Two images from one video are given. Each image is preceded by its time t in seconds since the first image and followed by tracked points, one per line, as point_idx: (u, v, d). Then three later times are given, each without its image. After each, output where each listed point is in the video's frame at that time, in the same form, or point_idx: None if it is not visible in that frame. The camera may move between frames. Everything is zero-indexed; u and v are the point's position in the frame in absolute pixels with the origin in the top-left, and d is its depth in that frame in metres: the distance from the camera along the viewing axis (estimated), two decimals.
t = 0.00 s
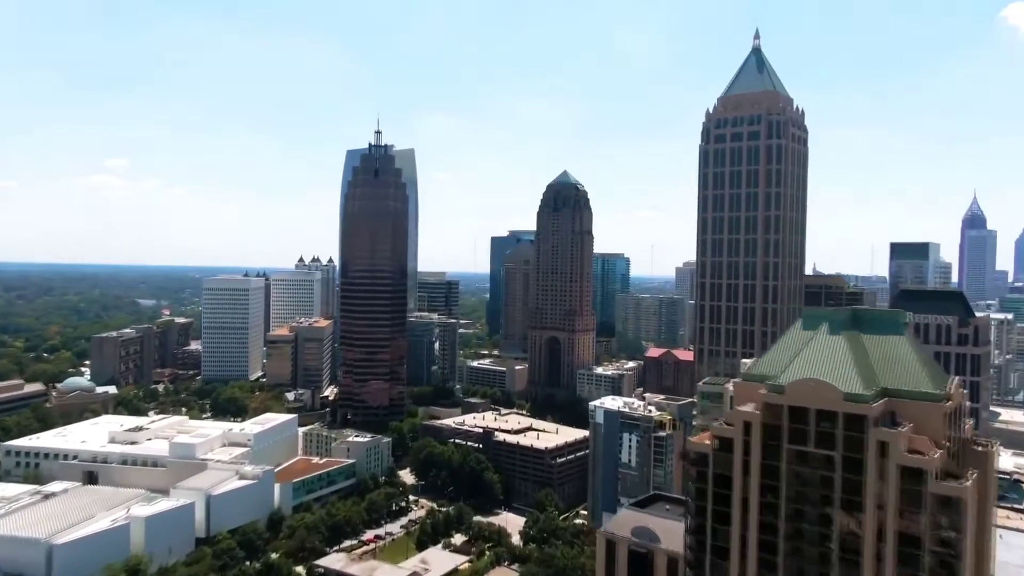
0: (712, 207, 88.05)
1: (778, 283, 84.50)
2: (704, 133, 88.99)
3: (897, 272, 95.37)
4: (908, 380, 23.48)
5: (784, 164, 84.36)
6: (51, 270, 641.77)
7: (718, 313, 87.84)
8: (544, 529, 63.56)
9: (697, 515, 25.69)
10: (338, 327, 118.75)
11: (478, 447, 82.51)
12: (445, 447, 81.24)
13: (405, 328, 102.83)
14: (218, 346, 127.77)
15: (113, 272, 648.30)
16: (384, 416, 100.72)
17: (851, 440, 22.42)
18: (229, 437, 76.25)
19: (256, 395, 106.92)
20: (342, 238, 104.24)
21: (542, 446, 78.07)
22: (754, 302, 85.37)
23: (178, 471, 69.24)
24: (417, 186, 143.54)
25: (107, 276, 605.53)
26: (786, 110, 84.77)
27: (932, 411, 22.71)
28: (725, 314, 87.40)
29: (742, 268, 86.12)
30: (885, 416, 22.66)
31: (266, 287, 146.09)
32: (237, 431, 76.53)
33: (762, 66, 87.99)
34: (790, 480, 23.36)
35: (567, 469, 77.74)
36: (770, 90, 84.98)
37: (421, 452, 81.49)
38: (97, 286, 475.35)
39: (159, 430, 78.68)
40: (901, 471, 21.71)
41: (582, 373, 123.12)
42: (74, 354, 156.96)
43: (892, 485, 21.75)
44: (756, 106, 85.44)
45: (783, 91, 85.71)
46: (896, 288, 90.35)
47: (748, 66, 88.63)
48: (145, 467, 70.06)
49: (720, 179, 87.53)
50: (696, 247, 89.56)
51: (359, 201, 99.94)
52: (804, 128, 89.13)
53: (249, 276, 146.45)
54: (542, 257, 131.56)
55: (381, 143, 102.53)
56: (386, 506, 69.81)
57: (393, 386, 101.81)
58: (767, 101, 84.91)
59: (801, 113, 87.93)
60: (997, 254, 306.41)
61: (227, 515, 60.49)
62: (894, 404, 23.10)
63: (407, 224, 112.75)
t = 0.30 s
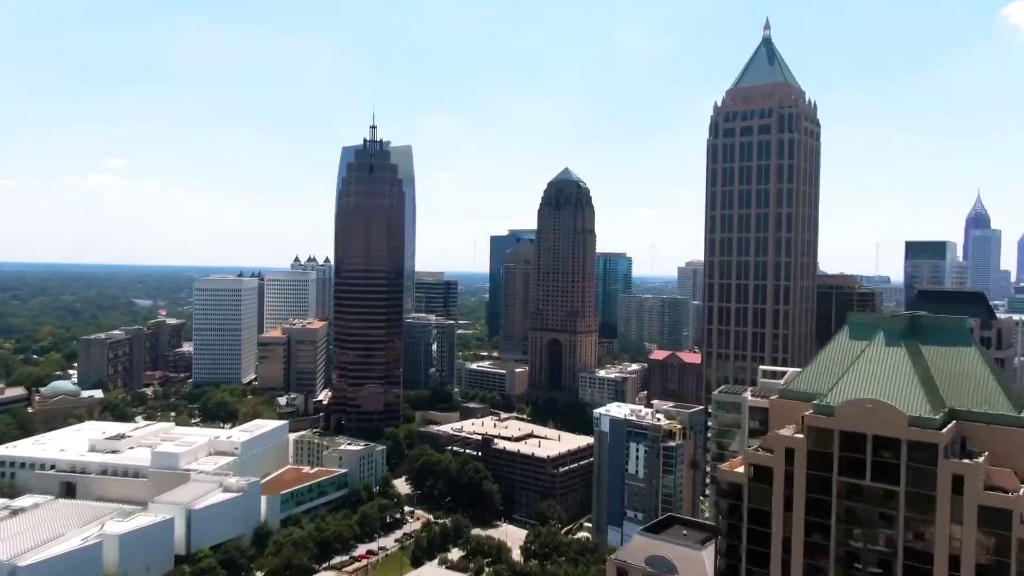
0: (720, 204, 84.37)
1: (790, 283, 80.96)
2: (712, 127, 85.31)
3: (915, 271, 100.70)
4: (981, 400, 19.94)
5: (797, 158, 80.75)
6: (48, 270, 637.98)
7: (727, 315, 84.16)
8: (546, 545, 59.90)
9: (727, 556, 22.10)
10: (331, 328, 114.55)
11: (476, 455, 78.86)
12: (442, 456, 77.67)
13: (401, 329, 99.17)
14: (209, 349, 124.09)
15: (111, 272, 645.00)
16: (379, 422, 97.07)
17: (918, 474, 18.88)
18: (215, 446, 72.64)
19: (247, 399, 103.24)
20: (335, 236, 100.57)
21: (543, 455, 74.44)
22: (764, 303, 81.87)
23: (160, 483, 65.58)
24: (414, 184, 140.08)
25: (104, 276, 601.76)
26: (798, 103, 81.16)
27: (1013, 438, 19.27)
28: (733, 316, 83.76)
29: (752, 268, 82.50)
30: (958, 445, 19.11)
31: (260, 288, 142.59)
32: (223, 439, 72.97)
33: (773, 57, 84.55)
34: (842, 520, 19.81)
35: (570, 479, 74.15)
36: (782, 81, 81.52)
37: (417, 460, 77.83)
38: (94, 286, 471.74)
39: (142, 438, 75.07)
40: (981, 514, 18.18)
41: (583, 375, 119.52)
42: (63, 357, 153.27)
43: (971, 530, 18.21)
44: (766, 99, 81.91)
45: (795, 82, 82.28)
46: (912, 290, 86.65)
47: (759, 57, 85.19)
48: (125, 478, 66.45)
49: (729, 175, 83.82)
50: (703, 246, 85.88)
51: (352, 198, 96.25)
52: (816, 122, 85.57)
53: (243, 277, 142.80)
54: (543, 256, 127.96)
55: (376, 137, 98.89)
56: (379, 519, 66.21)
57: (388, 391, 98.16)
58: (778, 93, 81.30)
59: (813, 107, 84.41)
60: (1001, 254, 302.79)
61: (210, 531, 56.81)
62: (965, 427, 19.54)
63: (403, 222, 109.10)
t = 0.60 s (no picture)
0: (729, 201, 80.78)
1: (804, 284, 77.38)
2: (721, 121, 81.80)
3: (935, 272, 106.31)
4: None
5: (810, 154, 77.20)
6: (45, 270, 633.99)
7: (737, 317, 80.53)
8: (548, 561, 56.31)
9: None
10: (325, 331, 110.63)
11: (475, 464, 75.25)
12: (439, 465, 74.10)
13: (397, 331, 95.52)
14: (200, 352, 120.24)
15: (108, 272, 641.77)
16: (373, 427, 93.46)
17: (1005, 520, 17.20)
18: (200, 454, 69.05)
19: (237, 404, 99.66)
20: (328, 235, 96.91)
21: (546, 464, 70.95)
22: (777, 304, 78.27)
23: (141, 494, 62.05)
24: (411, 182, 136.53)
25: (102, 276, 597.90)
26: (812, 95, 77.60)
27: None
28: (744, 318, 80.13)
29: (764, 268, 78.89)
30: None
31: (253, 289, 138.79)
32: (208, 448, 69.33)
33: (784, 48, 81.04)
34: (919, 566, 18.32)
35: (573, 490, 70.52)
36: (794, 73, 78.02)
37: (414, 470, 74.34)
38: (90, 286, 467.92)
39: (124, 447, 71.49)
40: None
41: (586, 379, 116.01)
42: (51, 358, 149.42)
43: None
44: (778, 92, 78.45)
45: (808, 74, 78.78)
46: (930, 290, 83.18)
47: (769, 49, 81.67)
48: (104, 490, 62.87)
49: (738, 171, 80.24)
50: (712, 245, 82.29)
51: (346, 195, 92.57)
52: (830, 116, 82.03)
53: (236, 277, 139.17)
54: (544, 255, 124.28)
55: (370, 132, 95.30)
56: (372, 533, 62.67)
57: (384, 395, 94.57)
58: (791, 85, 77.96)
59: (827, 100, 80.97)
60: (1006, 254, 299.24)
61: (190, 548, 53.19)
62: None
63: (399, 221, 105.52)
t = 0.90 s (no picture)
0: (741, 197, 76.95)
1: (819, 284, 73.48)
2: (731, 114, 78.05)
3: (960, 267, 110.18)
4: None
5: (825, 147, 73.33)
6: (43, 270, 630.28)
7: (748, 319, 76.77)
8: None
9: None
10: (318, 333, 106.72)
11: (473, 474, 71.41)
12: (435, 475, 70.24)
13: (392, 334, 91.62)
14: (190, 355, 116.57)
15: (106, 272, 637.90)
16: (366, 433, 89.43)
17: None
18: (181, 465, 65.21)
19: (226, 409, 95.79)
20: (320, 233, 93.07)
21: (548, 475, 67.14)
22: (790, 305, 74.42)
23: (116, 510, 58.14)
24: (407, 179, 132.96)
25: (99, 276, 594.12)
26: (827, 85, 73.82)
27: None
28: (756, 320, 76.30)
29: (777, 267, 75.04)
30: None
31: (246, 289, 135.17)
32: (190, 459, 65.47)
33: (797, 38, 77.37)
34: None
35: (577, 503, 66.56)
36: (807, 64, 74.49)
37: (409, 481, 70.57)
38: (87, 287, 463.95)
39: (102, 456, 67.68)
40: None
41: (588, 383, 112.26)
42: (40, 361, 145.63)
43: None
44: (791, 83, 74.80)
45: (822, 65, 75.12)
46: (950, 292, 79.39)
47: (781, 39, 78.08)
48: (77, 505, 59.06)
49: (750, 166, 76.43)
50: (722, 244, 78.56)
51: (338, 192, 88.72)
52: (846, 109, 78.25)
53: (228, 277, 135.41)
54: (545, 254, 120.49)
55: (364, 127, 91.52)
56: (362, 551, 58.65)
57: (377, 401, 90.60)
58: (805, 76, 74.24)
59: (842, 91, 77.17)
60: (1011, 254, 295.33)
61: (163, 570, 49.20)
62: None
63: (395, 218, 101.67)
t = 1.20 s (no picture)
0: (754, 193, 72.83)
1: (837, 285, 69.27)
2: (744, 105, 74.02)
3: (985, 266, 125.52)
4: None
5: (845, 140, 69.14)
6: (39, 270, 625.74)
7: (762, 322, 72.62)
8: None
9: None
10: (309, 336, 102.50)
11: (471, 487, 67.26)
12: (430, 488, 66.08)
13: (387, 336, 87.36)
14: (179, 356, 112.43)
15: (102, 271, 633.28)
16: (358, 441, 85.25)
17: None
18: (158, 479, 60.96)
19: (213, 415, 91.55)
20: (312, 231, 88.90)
21: (551, 489, 62.94)
22: (807, 307, 70.23)
23: (85, 529, 53.91)
24: (404, 176, 128.90)
25: (95, 276, 589.67)
26: (846, 74, 69.73)
27: None
28: (770, 323, 72.17)
29: (793, 267, 70.85)
30: None
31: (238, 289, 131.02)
32: (168, 472, 61.24)
33: (814, 25, 73.34)
34: None
35: (582, 517, 62.53)
36: (824, 52, 70.49)
37: (403, 495, 66.37)
38: (82, 286, 459.59)
39: (75, 468, 63.40)
40: None
41: (591, 387, 108.08)
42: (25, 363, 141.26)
43: None
44: (808, 72, 70.72)
45: (841, 53, 71.06)
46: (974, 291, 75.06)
47: (797, 26, 74.04)
48: (43, 522, 54.78)
49: (764, 159, 72.30)
50: (734, 243, 74.45)
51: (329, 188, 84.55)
52: (865, 100, 74.10)
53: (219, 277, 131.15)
54: (546, 254, 116.35)
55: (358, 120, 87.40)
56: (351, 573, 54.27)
57: (371, 407, 86.28)
58: (823, 64, 70.16)
59: (862, 81, 73.03)
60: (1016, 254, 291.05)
61: None
62: None
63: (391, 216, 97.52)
